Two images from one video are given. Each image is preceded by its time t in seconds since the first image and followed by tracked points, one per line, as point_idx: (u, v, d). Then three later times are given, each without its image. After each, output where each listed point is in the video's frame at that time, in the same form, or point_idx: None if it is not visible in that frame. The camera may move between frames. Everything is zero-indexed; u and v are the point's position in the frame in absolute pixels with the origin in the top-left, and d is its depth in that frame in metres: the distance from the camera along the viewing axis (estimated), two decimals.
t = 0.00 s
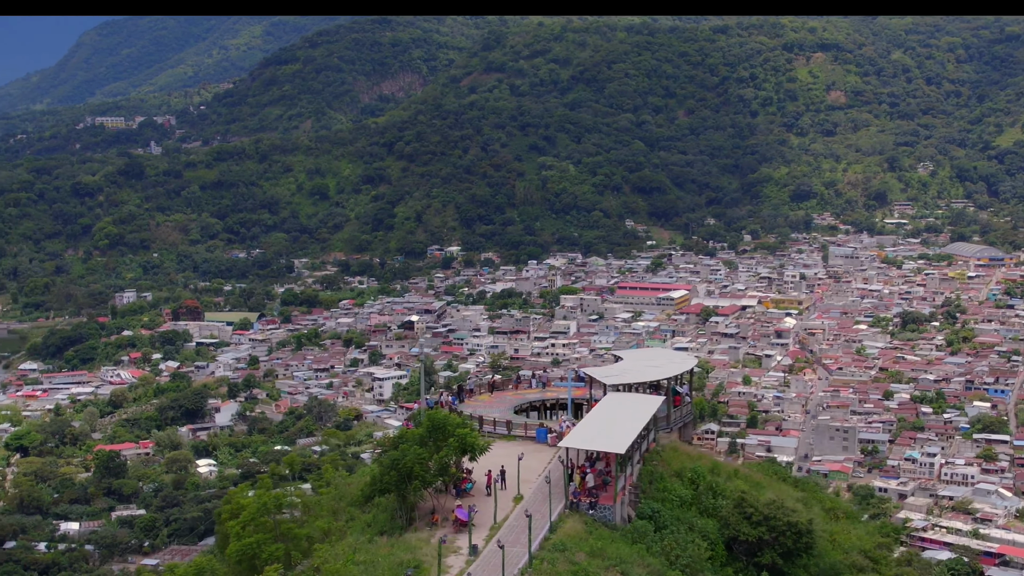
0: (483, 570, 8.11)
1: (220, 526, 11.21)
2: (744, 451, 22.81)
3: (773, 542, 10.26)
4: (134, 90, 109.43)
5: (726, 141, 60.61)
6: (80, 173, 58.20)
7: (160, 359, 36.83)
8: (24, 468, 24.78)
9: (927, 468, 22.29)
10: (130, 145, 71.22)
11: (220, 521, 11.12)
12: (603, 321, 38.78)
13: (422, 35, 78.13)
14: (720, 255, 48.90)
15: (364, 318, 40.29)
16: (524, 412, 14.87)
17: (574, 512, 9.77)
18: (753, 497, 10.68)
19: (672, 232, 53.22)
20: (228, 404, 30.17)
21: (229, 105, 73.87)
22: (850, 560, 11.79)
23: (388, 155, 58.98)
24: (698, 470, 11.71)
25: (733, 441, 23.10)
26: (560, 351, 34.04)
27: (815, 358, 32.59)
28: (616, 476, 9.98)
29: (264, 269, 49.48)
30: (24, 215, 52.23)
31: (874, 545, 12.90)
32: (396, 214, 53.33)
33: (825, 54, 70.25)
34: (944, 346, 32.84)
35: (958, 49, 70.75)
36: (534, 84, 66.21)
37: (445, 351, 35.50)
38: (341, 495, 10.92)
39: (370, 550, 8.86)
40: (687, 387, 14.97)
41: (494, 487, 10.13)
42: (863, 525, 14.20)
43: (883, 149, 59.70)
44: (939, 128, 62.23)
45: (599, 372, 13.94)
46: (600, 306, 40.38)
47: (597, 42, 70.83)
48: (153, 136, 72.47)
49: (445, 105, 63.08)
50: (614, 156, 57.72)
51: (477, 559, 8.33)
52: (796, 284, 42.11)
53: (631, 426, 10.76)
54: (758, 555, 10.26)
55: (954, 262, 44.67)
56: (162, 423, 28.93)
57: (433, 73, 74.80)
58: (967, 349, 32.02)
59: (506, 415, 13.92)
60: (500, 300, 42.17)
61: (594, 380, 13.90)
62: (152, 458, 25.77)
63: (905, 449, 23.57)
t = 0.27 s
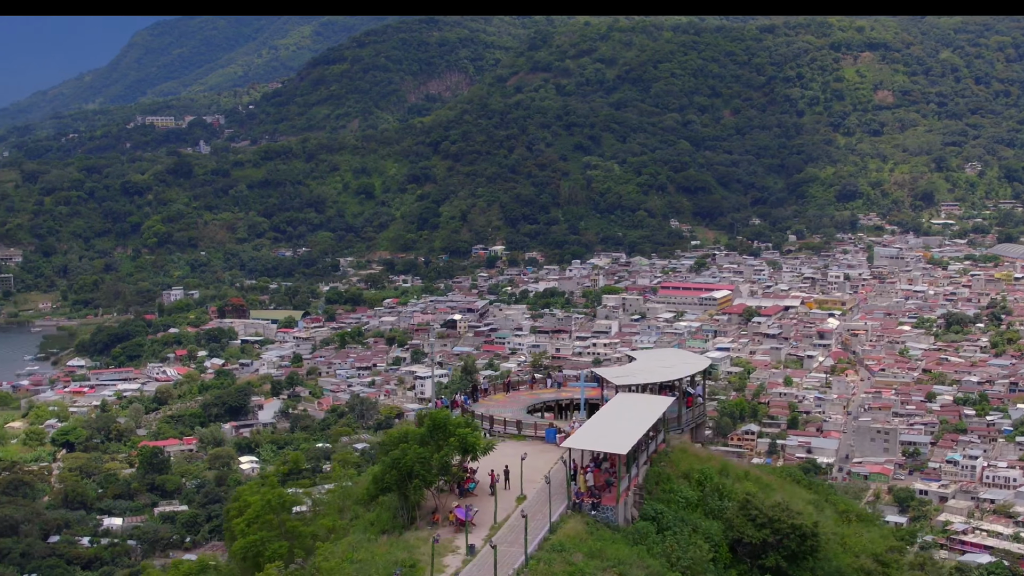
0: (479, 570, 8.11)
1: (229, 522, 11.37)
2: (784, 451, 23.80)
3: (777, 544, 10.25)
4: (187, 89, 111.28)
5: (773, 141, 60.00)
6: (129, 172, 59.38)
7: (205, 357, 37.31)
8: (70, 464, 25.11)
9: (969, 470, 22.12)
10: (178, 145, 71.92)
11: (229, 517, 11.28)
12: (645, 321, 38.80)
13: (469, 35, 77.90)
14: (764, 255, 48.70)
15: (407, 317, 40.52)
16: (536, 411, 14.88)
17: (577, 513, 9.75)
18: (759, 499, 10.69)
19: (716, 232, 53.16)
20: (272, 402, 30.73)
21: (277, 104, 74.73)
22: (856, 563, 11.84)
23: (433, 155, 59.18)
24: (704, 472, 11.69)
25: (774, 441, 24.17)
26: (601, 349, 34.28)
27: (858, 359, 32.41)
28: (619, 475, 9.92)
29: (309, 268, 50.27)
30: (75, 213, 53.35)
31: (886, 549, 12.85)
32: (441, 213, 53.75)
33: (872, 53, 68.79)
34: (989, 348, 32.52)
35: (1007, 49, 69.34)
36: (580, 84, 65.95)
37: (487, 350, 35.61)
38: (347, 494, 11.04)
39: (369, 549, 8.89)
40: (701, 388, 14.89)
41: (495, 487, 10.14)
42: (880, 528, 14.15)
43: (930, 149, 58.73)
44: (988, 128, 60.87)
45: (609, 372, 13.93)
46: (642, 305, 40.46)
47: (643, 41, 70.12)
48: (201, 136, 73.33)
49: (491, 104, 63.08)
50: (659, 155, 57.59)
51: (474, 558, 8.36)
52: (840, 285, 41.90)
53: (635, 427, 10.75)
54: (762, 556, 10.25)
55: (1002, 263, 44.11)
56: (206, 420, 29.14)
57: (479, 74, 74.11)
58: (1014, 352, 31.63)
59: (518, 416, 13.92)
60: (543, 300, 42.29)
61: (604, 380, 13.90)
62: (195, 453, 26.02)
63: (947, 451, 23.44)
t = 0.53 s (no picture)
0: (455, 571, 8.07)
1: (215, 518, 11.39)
2: (803, 452, 23.91)
3: (761, 546, 10.13)
4: (217, 88, 113.50)
5: (798, 141, 59.57)
6: (155, 172, 60.24)
7: (228, 355, 37.47)
8: (92, 462, 25.24)
9: (989, 473, 21.95)
10: (205, 144, 72.57)
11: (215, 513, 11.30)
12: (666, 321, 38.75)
13: (494, 34, 79.13)
14: (787, 256, 48.59)
15: (429, 317, 40.60)
16: (530, 412, 14.81)
17: (559, 514, 9.73)
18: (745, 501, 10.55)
19: (740, 232, 53.13)
20: (292, 400, 30.73)
21: (303, 103, 75.59)
22: (845, 565, 11.67)
23: (458, 155, 60.17)
24: (693, 473, 11.61)
25: (794, 442, 24.39)
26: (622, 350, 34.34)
27: (879, 360, 32.38)
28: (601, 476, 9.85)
29: (333, 268, 51.08)
30: (102, 213, 54.36)
31: (877, 552, 12.77)
32: (465, 214, 54.25)
33: (898, 53, 67.31)
34: (1013, 349, 32.31)
35: None
36: (605, 84, 66.07)
37: (508, 350, 35.52)
38: (332, 493, 11.04)
39: (348, 549, 8.86)
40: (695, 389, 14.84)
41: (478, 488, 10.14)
42: (872, 528, 14.12)
43: (957, 148, 58.08)
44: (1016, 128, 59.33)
45: (600, 372, 13.88)
46: (664, 305, 40.43)
47: (668, 41, 69.95)
48: (228, 135, 73.93)
49: (515, 105, 63.87)
50: (683, 155, 57.65)
51: (450, 558, 8.34)
52: (862, 285, 41.77)
53: (619, 429, 10.70)
54: (746, 559, 10.13)
55: None
56: (228, 418, 29.25)
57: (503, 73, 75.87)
58: None
59: (510, 416, 13.92)
60: (564, 300, 42.27)
61: (594, 381, 13.86)
62: (215, 452, 26.02)
63: (968, 453, 23.29)
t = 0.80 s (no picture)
0: (436, 569, 8.06)
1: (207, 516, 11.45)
2: (827, 453, 23.76)
3: (749, 547, 10.10)
4: (249, 88, 114.91)
5: (825, 141, 59.27)
6: (184, 171, 60.97)
7: (254, 354, 37.64)
8: (118, 460, 25.30)
9: (1014, 475, 21.80)
10: (233, 143, 73.17)
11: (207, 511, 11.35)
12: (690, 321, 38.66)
13: (522, 34, 80.09)
14: (814, 256, 48.44)
15: (454, 317, 40.63)
16: (527, 412, 14.78)
17: (546, 514, 9.73)
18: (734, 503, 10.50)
19: (766, 232, 53.04)
20: (317, 399, 30.60)
21: (332, 103, 76.26)
22: (837, 566, 11.63)
23: (485, 155, 60.58)
24: (685, 474, 11.59)
25: (818, 443, 24.22)
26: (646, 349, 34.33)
27: (904, 361, 32.26)
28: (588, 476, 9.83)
29: (360, 266, 51.62)
30: (130, 211, 54.93)
31: (871, 553, 12.73)
32: (492, 212, 54.45)
33: (928, 53, 65.52)
34: None
35: None
36: (632, 83, 65.89)
37: (532, 349, 35.30)
38: (323, 492, 11.08)
39: (333, 548, 8.88)
40: (691, 390, 14.84)
41: (467, 488, 10.15)
42: (869, 532, 14.10)
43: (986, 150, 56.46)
44: None
45: (595, 372, 13.86)
46: (688, 305, 40.41)
47: (696, 41, 69.75)
48: (256, 135, 74.17)
49: (543, 104, 64.07)
50: (710, 156, 57.62)
51: (433, 558, 8.33)
52: (888, 286, 41.58)
53: (608, 430, 10.70)
54: (734, 561, 10.10)
55: None
56: (253, 416, 29.30)
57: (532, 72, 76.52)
58: None
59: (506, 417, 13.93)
60: (589, 299, 42.17)
61: (589, 381, 13.84)
62: (240, 451, 25.94)
63: (992, 455, 23.18)
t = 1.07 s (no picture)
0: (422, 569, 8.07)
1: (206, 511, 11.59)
2: (858, 454, 23.75)
3: (743, 549, 10.06)
4: (291, 88, 116.59)
5: (862, 140, 58.76)
6: (222, 171, 61.98)
7: (289, 353, 37.94)
8: (152, 456, 25.50)
9: None
10: (271, 143, 74.12)
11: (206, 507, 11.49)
12: (723, 321, 38.60)
13: (559, 34, 80.59)
14: (849, 257, 48.17)
15: (488, 316, 40.71)
16: (529, 412, 14.73)
17: (539, 514, 9.73)
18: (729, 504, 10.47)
19: (802, 233, 52.81)
20: (350, 398, 30.37)
21: (370, 103, 76.99)
22: (835, 568, 11.59)
23: (522, 154, 60.67)
24: (681, 475, 11.59)
25: (849, 444, 24.17)
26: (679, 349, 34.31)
27: (938, 362, 32.02)
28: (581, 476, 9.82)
29: (396, 265, 52.17)
30: (169, 211, 56.18)
31: (874, 557, 12.66)
32: (528, 212, 54.54)
33: (967, 53, 63.12)
34: None
35: None
36: (669, 83, 66.25)
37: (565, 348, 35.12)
38: (318, 487, 11.18)
39: (324, 547, 8.91)
40: (694, 390, 14.75)
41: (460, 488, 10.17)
42: (873, 535, 14.04)
43: None
44: None
45: (596, 372, 13.80)
46: (722, 306, 40.37)
47: (733, 41, 70.18)
48: (295, 134, 74.77)
49: (579, 104, 64.13)
50: (746, 155, 57.46)
51: (421, 557, 8.36)
52: (923, 288, 41.23)
53: (604, 430, 10.69)
54: (727, 563, 10.07)
55: None
56: (286, 414, 29.44)
57: (569, 72, 76.87)
58: None
59: (509, 417, 14.00)
60: (622, 299, 42.16)
61: (589, 382, 13.79)
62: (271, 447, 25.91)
63: None
